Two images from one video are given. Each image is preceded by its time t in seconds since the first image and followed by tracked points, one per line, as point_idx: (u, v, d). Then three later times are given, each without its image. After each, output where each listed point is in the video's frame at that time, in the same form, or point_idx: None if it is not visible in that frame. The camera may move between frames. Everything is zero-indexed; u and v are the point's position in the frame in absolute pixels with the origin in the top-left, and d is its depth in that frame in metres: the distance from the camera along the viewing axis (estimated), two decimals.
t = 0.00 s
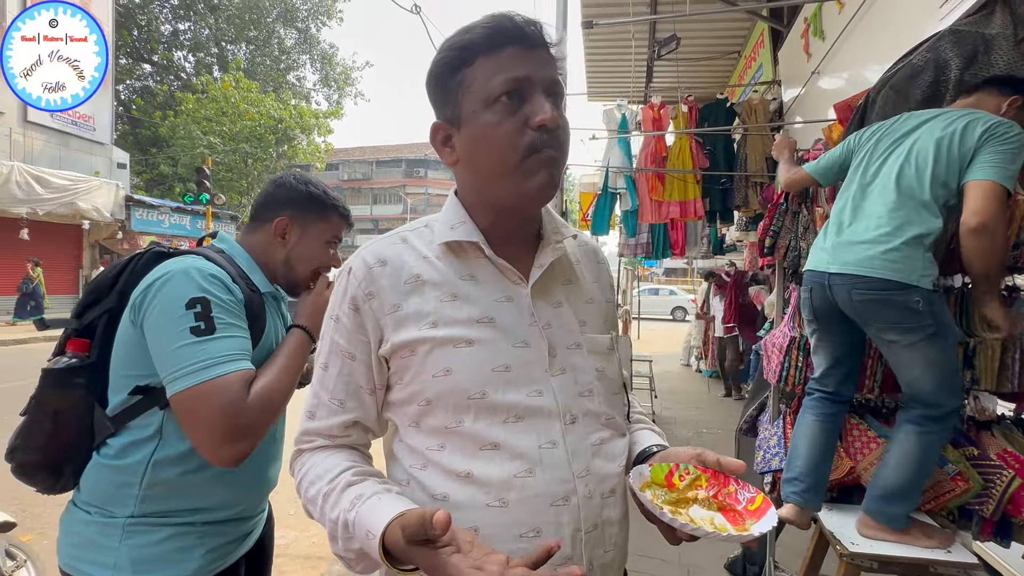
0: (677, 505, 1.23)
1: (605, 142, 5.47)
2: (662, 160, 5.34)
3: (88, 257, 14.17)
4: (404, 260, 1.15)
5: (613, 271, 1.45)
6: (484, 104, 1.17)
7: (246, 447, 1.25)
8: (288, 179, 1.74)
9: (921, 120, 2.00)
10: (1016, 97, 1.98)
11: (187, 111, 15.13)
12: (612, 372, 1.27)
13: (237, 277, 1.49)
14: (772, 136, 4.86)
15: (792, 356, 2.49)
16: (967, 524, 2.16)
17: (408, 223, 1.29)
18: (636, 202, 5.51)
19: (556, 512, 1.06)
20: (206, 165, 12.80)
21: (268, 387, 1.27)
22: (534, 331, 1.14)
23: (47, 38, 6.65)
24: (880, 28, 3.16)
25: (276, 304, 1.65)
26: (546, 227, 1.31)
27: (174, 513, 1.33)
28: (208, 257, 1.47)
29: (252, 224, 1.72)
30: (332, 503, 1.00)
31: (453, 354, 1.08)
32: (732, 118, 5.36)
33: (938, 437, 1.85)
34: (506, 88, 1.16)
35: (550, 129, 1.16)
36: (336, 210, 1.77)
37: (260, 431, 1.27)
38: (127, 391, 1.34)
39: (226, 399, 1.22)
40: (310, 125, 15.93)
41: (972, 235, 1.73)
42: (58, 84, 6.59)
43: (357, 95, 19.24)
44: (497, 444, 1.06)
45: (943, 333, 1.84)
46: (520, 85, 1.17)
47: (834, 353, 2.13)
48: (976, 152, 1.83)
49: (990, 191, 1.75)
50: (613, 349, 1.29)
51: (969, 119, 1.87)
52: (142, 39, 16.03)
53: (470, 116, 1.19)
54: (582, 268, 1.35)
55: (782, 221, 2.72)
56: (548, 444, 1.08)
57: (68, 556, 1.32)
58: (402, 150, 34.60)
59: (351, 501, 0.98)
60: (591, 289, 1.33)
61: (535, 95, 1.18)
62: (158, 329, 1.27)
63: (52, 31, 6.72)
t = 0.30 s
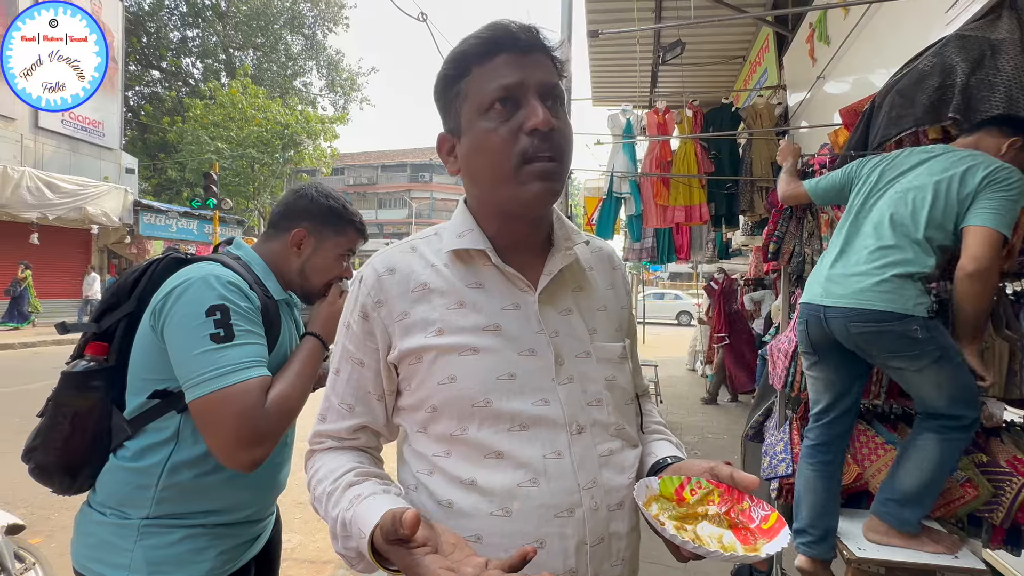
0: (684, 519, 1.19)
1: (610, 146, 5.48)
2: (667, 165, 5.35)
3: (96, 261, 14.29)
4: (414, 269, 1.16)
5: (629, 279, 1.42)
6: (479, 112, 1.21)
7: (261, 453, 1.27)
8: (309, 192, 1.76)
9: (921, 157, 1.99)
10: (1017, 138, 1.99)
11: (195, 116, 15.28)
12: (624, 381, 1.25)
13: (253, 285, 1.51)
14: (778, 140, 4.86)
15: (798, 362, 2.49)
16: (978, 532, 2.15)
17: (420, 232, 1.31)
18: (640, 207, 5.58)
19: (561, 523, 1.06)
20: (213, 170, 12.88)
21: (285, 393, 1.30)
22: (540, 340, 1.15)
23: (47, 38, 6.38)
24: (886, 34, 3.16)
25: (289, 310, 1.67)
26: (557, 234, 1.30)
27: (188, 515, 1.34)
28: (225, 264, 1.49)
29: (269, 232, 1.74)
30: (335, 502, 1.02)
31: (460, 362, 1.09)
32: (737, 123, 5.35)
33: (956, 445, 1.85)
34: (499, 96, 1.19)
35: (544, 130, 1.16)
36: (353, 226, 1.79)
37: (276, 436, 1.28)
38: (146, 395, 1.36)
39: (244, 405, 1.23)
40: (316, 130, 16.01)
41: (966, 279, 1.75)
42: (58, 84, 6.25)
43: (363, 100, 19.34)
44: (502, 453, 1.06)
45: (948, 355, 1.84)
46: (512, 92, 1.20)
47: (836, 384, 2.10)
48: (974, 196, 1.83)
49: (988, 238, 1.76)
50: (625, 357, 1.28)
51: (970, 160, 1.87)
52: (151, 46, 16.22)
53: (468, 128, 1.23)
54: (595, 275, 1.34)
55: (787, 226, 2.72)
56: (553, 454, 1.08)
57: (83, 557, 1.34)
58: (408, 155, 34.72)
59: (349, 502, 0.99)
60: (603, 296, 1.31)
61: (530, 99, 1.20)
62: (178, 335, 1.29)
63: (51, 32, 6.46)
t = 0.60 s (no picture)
0: (692, 533, 1.17)
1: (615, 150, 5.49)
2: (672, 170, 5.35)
3: (103, 265, 14.40)
4: (424, 273, 1.17)
5: (642, 283, 1.41)
6: (482, 117, 1.22)
7: (274, 454, 1.27)
8: (323, 199, 1.77)
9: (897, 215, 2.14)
10: (999, 196, 2.05)
11: (202, 122, 15.43)
12: (636, 389, 1.24)
13: (265, 288, 1.51)
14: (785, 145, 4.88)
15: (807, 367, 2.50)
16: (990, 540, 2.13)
17: (431, 236, 1.31)
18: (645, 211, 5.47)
19: (567, 533, 1.06)
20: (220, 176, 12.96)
21: (298, 395, 1.30)
22: (548, 345, 1.15)
23: (47, 38, 6.53)
24: (892, 38, 3.15)
25: (300, 314, 1.67)
26: (567, 238, 1.30)
27: (199, 517, 1.35)
28: (239, 269, 1.51)
29: (280, 237, 1.75)
30: (344, 499, 1.02)
31: (467, 368, 1.09)
32: (743, 127, 5.35)
33: (979, 456, 1.89)
34: (501, 101, 1.20)
35: (544, 136, 1.17)
36: (365, 235, 1.80)
37: (291, 437, 1.29)
38: (159, 397, 1.37)
39: (258, 407, 1.24)
40: (322, 135, 16.07)
41: (955, 321, 1.85)
42: (58, 84, 6.42)
43: (368, 105, 19.43)
44: (508, 460, 1.06)
45: (944, 387, 1.91)
46: (515, 97, 1.21)
47: (839, 438, 2.17)
48: (952, 252, 1.95)
49: (973, 279, 1.84)
50: (638, 364, 1.27)
51: (949, 217, 2.00)
52: (160, 52, 16.44)
53: (472, 133, 1.24)
54: (608, 279, 1.33)
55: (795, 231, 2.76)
56: (560, 463, 1.08)
57: (97, 558, 1.36)
58: (413, 160, 34.84)
59: (357, 499, 1.00)
60: (616, 300, 1.31)
61: (531, 103, 1.20)
62: (192, 338, 1.30)
63: (51, 32, 6.60)
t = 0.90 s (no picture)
0: (696, 546, 1.15)
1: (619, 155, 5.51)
2: (676, 174, 5.36)
3: (111, 268, 14.51)
4: (433, 278, 1.18)
5: (650, 287, 1.42)
6: (479, 123, 1.25)
7: (286, 458, 1.28)
8: (335, 206, 1.79)
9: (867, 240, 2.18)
10: (965, 221, 2.12)
11: (209, 126, 15.57)
12: (644, 396, 1.24)
13: (276, 293, 1.53)
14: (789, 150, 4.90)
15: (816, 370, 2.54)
16: (999, 548, 2.16)
17: (439, 242, 1.32)
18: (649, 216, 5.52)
19: (573, 541, 1.06)
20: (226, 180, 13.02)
21: (308, 400, 1.32)
22: (555, 351, 1.16)
23: (47, 38, 6.17)
24: (897, 43, 3.15)
25: (310, 319, 1.69)
26: (574, 241, 1.31)
27: (209, 518, 1.37)
28: (249, 273, 1.53)
29: (291, 242, 1.77)
30: (347, 508, 1.03)
31: (475, 374, 1.10)
32: (747, 132, 5.35)
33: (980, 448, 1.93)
34: (495, 105, 1.22)
35: (536, 132, 1.17)
36: (374, 241, 1.83)
37: (301, 440, 1.31)
38: (174, 400, 1.39)
39: (272, 411, 1.26)
40: (327, 140, 16.09)
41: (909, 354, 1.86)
42: (57, 83, 6.06)
43: (373, 110, 19.54)
44: (515, 467, 1.07)
45: (927, 396, 1.93)
46: (507, 99, 1.22)
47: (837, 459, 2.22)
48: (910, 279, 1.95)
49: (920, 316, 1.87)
50: (647, 370, 1.27)
51: (910, 244, 2.00)
52: (168, 58, 16.61)
53: (471, 137, 1.27)
54: (616, 284, 1.34)
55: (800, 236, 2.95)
56: (566, 470, 1.09)
57: (107, 558, 1.37)
58: (418, 164, 34.96)
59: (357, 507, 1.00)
60: (624, 305, 1.32)
61: (524, 104, 1.21)
62: (206, 342, 1.31)
63: (52, 31, 6.16)
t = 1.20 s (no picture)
0: (697, 548, 1.16)
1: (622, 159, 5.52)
2: (679, 179, 5.37)
3: (117, 272, 14.60)
4: (443, 286, 1.20)
5: (653, 296, 1.44)
6: (482, 138, 1.26)
7: (295, 460, 1.30)
8: (346, 215, 1.81)
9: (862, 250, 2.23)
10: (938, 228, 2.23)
11: (214, 131, 15.68)
12: (649, 403, 1.26)
13: (287, 299, 1.55)
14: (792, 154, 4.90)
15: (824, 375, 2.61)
16: (1005, 554, 2.20)
17: (447, 250, 1.34)
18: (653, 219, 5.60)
19: (579, 546, 1.07)
20: (232, 185, 13.12)
21: (316, 405, 1.33)
22: (561, 357, 1.17)
23: (46, 38, 5.91)
24: (901, 49, 3.17)
25: (319, 325, 1.70)
26: (579, 250, 1.33)
27: (220, 519, 1.39)
28: (260, 279, 1.55)
29: (301, 249, 1.79)
30: (403, 505, 0.99)
31: (483, 381, 1.11)
32: (751, 136, 5.36)
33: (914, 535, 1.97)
34: (497, 124, 1.24)
35: (536, 155, 1.19)
36: (381, 248, 1.85)
37: (306, 444, 1.31)
38: (186, 403, 1.40)
39: (282, 415, 1.27)
40: (331, 144, 16.25)
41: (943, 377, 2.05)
42: (57, 83, 5.77)
43: (376, 114, 19.65)
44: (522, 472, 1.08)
45: (893, 452, 2.01)
46: (509, 119, 1.23)
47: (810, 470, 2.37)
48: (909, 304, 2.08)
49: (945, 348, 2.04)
50: (651, 377, 1.28)
51: (906, 264, 2.08)
52: (174, 63, 16.76)
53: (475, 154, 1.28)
54: (620, 292, 1.35)
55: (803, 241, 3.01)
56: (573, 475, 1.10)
57: (119, 558, 1.38)
58: (421, 168, 35.05)
59: (425, 495, 0.97)
60: (629, 313, 1.33)
61: (526, 118, 1.23)
62: (218, 346, 1.33)
63: (51, 31, 5.89)
